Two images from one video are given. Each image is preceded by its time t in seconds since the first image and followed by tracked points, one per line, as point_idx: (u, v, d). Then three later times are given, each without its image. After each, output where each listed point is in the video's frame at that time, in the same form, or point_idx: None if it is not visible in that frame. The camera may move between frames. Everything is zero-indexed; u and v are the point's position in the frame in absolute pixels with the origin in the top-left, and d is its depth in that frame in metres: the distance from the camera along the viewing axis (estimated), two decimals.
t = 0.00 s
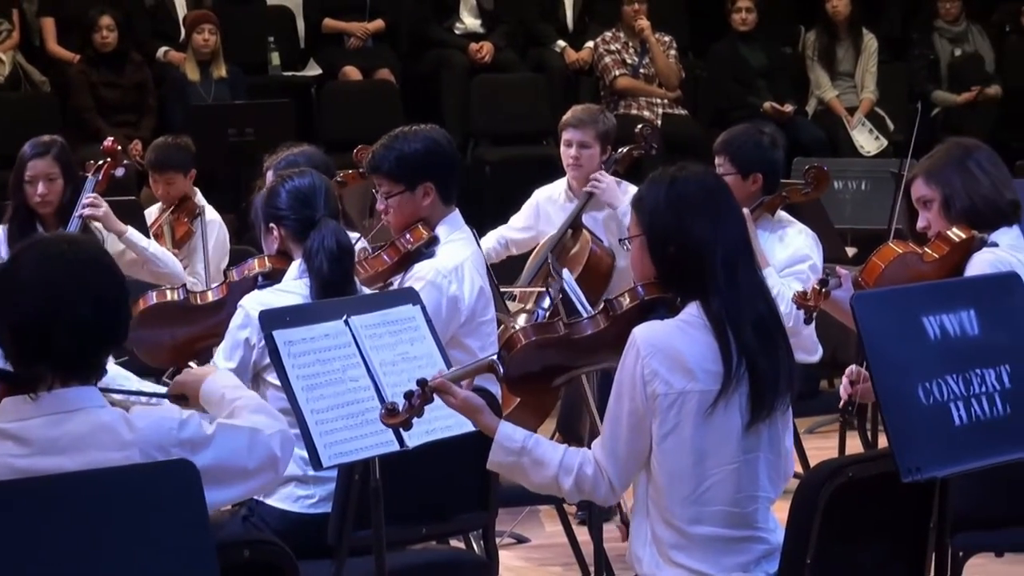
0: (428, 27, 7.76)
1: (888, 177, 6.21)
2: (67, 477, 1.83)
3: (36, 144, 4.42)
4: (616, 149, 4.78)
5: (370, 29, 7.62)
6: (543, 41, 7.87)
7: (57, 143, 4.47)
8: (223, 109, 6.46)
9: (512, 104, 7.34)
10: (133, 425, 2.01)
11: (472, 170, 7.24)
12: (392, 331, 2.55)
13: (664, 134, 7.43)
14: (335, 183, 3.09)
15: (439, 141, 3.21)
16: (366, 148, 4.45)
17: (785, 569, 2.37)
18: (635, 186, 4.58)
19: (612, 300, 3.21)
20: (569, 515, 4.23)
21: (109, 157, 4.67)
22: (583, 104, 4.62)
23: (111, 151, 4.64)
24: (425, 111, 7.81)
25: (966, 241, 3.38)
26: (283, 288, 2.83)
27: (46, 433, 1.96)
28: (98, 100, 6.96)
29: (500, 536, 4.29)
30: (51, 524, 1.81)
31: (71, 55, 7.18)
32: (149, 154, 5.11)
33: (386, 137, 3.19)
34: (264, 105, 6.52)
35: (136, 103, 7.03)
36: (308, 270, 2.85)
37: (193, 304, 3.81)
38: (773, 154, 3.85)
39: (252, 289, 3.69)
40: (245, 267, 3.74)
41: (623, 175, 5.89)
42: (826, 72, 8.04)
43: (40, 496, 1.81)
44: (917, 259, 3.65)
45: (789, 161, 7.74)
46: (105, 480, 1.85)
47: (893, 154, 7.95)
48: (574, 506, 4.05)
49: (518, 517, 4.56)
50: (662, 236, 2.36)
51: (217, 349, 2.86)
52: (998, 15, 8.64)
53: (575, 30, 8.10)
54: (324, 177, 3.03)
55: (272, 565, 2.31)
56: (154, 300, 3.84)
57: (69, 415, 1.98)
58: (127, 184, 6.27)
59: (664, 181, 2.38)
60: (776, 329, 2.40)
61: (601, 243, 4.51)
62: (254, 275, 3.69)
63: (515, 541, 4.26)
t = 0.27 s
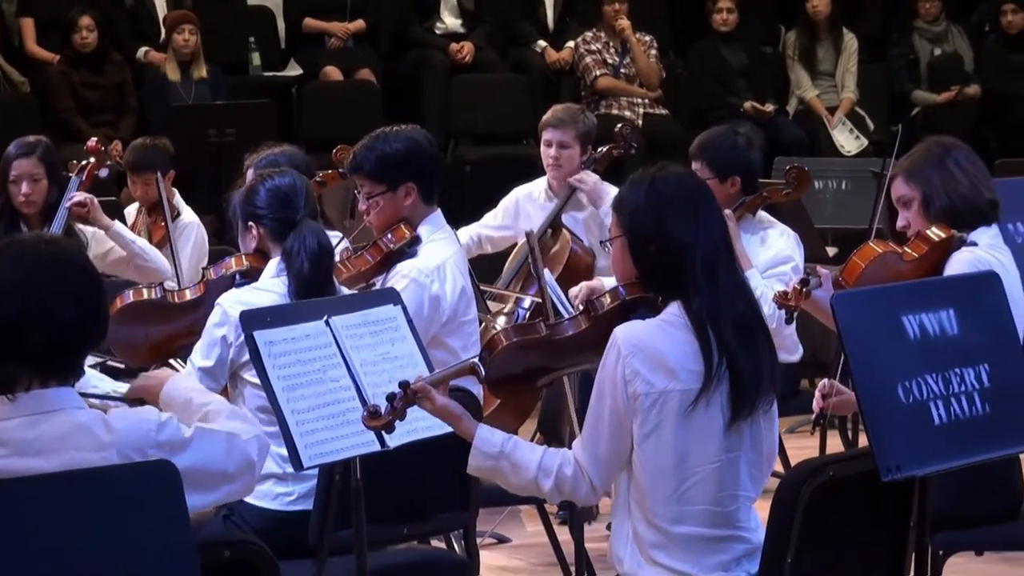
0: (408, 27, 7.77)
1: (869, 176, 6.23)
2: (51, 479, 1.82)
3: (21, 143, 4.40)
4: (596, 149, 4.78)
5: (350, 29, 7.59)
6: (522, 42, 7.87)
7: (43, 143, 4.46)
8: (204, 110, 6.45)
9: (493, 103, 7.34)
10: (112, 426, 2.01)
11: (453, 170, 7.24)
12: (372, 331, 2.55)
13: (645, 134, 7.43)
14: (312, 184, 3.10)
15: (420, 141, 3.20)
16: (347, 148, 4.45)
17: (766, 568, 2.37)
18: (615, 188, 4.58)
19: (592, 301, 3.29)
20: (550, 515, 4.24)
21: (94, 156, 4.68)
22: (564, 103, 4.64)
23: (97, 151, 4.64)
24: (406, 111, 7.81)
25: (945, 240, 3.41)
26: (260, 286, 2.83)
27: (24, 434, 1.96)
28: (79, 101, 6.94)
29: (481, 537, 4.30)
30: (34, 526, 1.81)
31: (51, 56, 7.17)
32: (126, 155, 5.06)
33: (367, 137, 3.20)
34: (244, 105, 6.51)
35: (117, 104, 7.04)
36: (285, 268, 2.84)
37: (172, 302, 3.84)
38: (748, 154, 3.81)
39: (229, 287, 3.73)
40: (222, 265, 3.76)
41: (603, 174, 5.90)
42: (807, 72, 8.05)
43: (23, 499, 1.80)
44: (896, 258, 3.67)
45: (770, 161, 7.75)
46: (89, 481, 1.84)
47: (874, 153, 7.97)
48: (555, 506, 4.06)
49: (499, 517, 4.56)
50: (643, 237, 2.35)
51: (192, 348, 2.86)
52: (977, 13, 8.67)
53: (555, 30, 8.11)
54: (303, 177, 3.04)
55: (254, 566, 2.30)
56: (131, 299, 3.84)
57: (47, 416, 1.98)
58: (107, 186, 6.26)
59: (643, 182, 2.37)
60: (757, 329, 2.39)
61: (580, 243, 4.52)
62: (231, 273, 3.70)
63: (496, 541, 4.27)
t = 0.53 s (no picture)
0: (393, 26, 7.75)
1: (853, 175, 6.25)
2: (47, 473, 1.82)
3: (9, 144, 4.32)
4: (580, 148, 4.78)
5: (334, 28, 7.63)
6: (507, 39, 7.84)
7: (31, 144, 4.38)
8: (189, 108, 6.44)
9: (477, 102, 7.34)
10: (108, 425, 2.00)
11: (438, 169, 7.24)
12: (357, 330, 2.55)
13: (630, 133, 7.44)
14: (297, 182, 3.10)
15: (403, 139, 3.23)
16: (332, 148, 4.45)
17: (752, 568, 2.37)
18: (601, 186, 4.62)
19: (577, 298, 3.29)
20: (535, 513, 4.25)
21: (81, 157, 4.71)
22: (546, 101, 4.64)
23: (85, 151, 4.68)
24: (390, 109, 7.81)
25: (931, 237, 3.43)
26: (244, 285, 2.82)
27: (19, 431, 1.94)
28: (61, 100, 6.92)
29: (467, 535, 4.31)
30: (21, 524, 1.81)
31: (34, 55, 7.15)
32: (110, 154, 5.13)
33: (351, 137, 3.21)
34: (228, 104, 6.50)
35: (101, 104, 7.02)
36: (269, 268, 2.84)
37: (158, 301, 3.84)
38: (727, 153, 3.80)
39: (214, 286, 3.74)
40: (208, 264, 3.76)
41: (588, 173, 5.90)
42: (791, 71, 8.07)
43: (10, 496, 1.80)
44: (881, 256, 3.69)
45: (754, 159, 7.77)
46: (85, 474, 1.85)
47: (858, 151, 7.99)
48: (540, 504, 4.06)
49: (484, 515, 4.57)
50: (626, 236, 2.35)
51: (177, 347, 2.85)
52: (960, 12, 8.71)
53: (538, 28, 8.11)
54: (288, 175, 3.03)
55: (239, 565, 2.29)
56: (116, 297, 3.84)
57: (43, 413, 1.96)
58: (91, 185, 6.25)
59: (626, 182, 2.37)
60: (743, 327, 2.39)
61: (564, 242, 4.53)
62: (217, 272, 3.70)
63: (481, 540, 4.28)
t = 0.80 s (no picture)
0: (384, 25, 7.71)
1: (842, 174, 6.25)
2: (40, 473, 1.82)
3: None
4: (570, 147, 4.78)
5: (324, 27, 7.56)
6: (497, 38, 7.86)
7: (17, 143, 4.37)
8: (178, 108, 6.44)
9: (467, 102, 7.35)
10: (102, 426, 1.99)
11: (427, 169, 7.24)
12: (347, 330, 2.54)
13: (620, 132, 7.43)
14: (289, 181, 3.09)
15: (399, 138, 3.22)
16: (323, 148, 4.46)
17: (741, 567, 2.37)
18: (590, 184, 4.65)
19: (566, 300, 3.25)
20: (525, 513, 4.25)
21: (66, 155, 4.69)
22: (537, 102, 4.66)
23: (69, 150, 4.66)
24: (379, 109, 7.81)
25: (921, 238, 3.43)
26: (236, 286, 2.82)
27: (13, 430, 1.94)
28: (49, 99, 6.91)
29: (457, 536, 4.31)
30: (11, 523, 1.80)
31: (22, 54, 7.13)
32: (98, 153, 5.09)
33: (347, 134, 3.20)
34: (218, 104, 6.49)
35: (90, 103, 7.00)
36: (262, 270, 2.85)
37: (150, 301, 3.82)
38: (716, 150, 3.82)
39: (207, 286, 3.73)
40: (200, 265, 3.76)
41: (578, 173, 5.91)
42: (781, 71, 8.09)
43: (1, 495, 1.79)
44: (873, 256, 3.67)
45: (744, 159, 7.77)
46: (77, 476, 1.85)
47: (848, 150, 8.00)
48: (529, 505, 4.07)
49: (474, 515, 4.57)
50: (614, 236, 2.35)
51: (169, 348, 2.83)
52: (950, 12, 8.73)
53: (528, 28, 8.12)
54: (279, 175, 3.03)
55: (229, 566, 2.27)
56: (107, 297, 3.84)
57: (38, 414, 1.96)
58: (80, 184, 6.23)
59: (613, 182, 2.37)
60: (731, 327, 2.39)
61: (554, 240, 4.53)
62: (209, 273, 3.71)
63: (471, 540, 4.28)
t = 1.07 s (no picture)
0: (372, 23, 7.69)
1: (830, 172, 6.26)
2: (22, 472, 1.81)
3: None
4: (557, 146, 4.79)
5: (311, 25, 7.67)
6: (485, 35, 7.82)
7: None
8: (165, 105, 6.44)
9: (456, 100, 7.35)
10: (83, 424, 1.98)
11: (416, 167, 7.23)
12: (335, 328, 2.55)
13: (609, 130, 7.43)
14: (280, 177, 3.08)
15: (393, 137, 3.23)
16: (311, 145, 4.46)
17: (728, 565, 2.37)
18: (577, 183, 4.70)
19: (552, 297, 3.26)
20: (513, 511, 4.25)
21: (49, 151, 4.66)
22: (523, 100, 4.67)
23: (49, 147, 4.63)
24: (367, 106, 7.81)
25: (909, 235, 3.41)
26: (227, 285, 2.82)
27: None
28: (37, 95, 6.90)
29: (444, 533, 4.31)
30: None
31: (10, 50, 7.12)
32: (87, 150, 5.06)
33: (341, 131, 3.21)
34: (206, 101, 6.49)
35: (77, 100, 6.99)
36: (253, 270, 2.84)
37: (140, 299, 3.81)
38: (706, 145, 3.84)
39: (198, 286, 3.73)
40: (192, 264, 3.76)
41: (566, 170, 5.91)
42: (769, 68, 8.07)
43: None
44: (861, 254, 3.66)
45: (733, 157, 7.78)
46: (58, 473, 1.84)
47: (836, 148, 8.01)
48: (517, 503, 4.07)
49: (462, 513, 4.57)
50: (601, 233, 2.35)
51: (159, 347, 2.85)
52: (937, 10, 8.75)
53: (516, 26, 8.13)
54: (271, 172, 3.02)
55: (216, 562, 2.27)
56: (97, 294, 3.83)
57: (20, 413, 1.96)
58: (66, 181, 6.22)
59: (602, 177, 2.37)
60: (718, 325, 2.38)
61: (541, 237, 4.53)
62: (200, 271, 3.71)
63: (459, 538, 4.28)
